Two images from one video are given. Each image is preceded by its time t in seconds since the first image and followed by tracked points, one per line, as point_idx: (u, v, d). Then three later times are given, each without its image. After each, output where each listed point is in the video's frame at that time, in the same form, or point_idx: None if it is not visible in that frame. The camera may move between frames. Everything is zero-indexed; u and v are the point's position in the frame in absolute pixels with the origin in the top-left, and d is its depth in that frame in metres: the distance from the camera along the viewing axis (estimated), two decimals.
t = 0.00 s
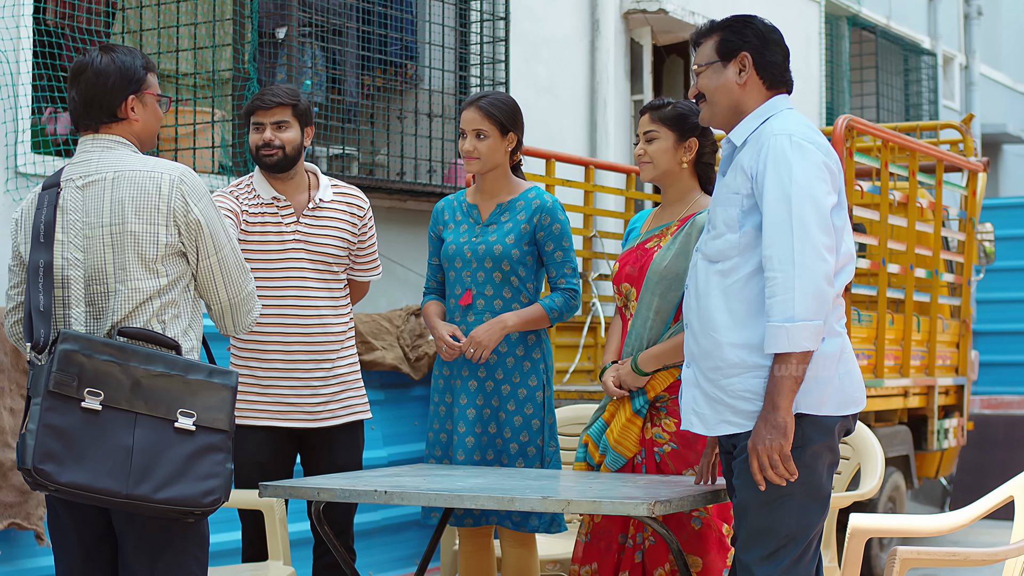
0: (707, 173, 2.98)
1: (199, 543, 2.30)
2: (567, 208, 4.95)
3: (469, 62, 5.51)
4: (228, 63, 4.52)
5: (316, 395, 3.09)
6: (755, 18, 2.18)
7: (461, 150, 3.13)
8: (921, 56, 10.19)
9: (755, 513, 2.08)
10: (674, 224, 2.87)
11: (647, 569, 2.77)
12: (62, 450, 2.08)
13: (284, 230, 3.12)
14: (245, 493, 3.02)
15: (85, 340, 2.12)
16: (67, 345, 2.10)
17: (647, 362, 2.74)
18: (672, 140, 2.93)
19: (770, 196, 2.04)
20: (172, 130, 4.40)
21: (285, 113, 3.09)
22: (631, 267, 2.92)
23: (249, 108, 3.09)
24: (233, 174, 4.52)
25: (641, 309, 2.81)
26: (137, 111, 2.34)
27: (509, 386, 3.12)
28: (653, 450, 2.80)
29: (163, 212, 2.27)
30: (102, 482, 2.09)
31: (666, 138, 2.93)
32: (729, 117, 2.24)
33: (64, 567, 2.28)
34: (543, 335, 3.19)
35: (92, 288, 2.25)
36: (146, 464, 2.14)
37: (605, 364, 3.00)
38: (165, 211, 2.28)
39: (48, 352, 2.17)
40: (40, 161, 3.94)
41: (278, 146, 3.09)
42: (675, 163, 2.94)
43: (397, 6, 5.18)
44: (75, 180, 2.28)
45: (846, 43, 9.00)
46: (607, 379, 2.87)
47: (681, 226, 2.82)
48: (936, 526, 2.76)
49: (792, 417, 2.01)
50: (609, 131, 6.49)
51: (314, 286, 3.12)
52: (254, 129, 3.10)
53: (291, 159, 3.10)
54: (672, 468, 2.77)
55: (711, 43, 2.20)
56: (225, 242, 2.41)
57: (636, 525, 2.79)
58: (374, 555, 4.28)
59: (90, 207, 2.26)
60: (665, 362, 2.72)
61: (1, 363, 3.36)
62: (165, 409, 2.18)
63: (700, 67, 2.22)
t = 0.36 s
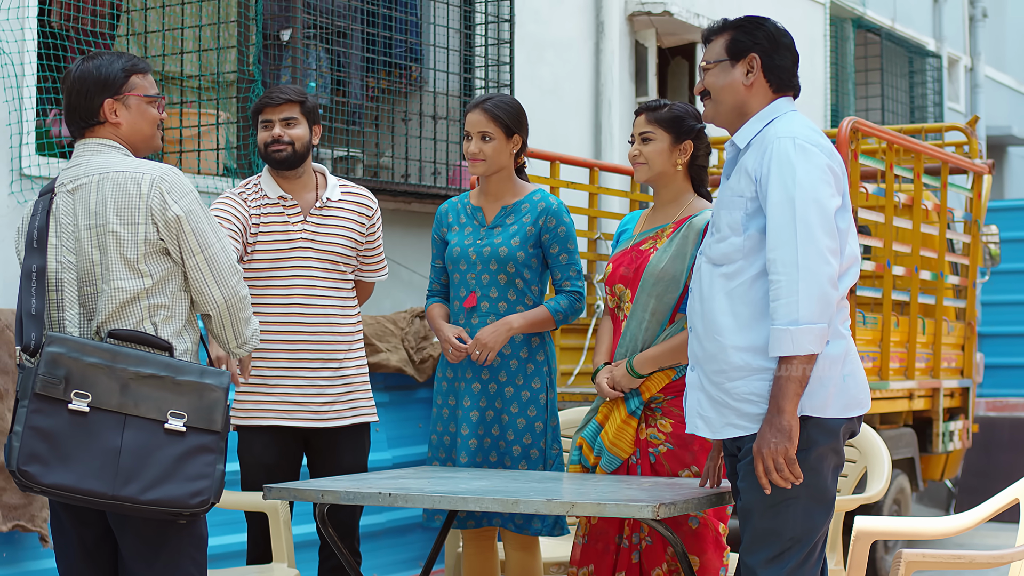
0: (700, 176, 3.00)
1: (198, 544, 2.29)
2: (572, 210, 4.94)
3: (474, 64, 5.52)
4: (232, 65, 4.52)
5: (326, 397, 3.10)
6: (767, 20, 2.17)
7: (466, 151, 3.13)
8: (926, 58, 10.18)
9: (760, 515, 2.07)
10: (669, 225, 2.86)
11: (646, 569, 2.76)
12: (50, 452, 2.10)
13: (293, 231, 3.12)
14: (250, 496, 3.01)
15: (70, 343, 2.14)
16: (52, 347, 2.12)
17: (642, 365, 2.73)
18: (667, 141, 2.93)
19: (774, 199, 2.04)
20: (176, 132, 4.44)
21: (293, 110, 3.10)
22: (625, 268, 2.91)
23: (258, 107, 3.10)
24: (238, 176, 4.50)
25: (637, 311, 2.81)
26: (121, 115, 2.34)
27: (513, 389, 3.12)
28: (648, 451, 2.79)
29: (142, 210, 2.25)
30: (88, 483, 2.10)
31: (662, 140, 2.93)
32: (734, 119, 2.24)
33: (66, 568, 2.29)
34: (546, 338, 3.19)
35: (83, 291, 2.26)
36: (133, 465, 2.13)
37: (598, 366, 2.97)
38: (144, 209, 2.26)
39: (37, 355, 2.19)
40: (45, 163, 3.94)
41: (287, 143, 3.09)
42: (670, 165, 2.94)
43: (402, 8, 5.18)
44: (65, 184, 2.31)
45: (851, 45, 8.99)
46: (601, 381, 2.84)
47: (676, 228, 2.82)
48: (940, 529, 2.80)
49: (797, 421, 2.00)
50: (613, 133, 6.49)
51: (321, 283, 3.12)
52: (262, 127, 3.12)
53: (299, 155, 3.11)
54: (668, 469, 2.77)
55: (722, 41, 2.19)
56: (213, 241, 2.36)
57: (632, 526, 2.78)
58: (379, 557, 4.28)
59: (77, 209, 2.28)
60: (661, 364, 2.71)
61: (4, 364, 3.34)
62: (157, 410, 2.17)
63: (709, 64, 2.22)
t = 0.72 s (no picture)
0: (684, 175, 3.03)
1: (181, 545, 2.25)
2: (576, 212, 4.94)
3: (479, 66, 5.51)
4: (238, 67, 4.53)
5: (335, 400, 3.11)
6: (775, 22, 2.17)
7: (471, 154, 3.12)
8: (932, 60, 10.17)
9: (765, 517, 2.07)
10: (660, 228, 2.87)
11: (647, 570, 2.77)
12: (17, 442, 2.12)
13: (299, 234, 3.11)
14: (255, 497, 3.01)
15: (41, 332, 2.17)
16: (24, 337, 2.17)
17: (641, 369, 2.71)
18: (658, 142, 2.94)
19: (779, 201, 2.03)
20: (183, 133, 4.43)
21: (300, 109, 3.12)
22: (619, 273, 2.92)
23: (266, 108, 3.11)
24: (243, 178, 4.52)
25: (635, 314, 2.80)
26: (132, 117, 2.34)
27: (517, 391, 3.11)
28: (648, 452, 2.79)
29: (110, 204, 2.24)
30: (47, 472, 2.10)
31: (654, 140, 2.94)
32: (739, 119, 2.23)
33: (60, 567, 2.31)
34: (551, 340, 3.19)
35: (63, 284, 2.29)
36: (94, 456, 2.12)
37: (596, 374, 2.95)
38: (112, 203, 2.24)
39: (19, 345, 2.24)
40: (50, 165, 3.94)
41: (296, 141, 3.09)
42: (662, 165, 2.95)
43: (407, 9, 5.18)
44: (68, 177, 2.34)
45: (857, 46, 8.98)
46: (602, 392, 2.82)
47: (668, 230, 2.83)
48: (946, 531, 2.81)
49: (801, 423, 2.00)
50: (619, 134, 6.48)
51: (329, 283, 3.12)
52: (270, 128, 3.12)
53: (309, 154, 3.11)
54: (669, 470, 2.77)
55: (728, 41, 2.19)
56: (168, 236, 2.24)
57: (633, 528, 2.78)
58: (384, 559, 4.27)
59: (68, 208, 2.32)
60: (659, 367, 2.70)
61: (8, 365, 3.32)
62: (126, 403, 2.16)
63: (715, 64, 2.21)
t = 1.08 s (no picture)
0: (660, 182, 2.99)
1: (155, 560, 2.20)
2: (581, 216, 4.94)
3: (484, 69, 5.54)
4: (243, 70, 4.52)
5: (329, 404, 3.08)
6: (779, 25, 2.17)
7: (472, 158, 3.12)
8: (937, 63, 10.17)
9: (773, 521, 2.06)
10: (641, 236, 2.86)
11: None
12: None
13: (298, 239, 3.11)
14: (260, 501, 3.01)
15: (24, 336, 2.16)
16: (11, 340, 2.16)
17: (647, 378, 2.71)
18: (631, 157, 2.92)
19: (787, 204, 2.03)
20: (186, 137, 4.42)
21: (308, 117, 3.11)
22: (609, 287, 2.89)
23: (273, 112, 3.10)
24: (248, 182, 4.52)
25: (630, 324, 2.80)
26: (153, 115, 2.34)
27: (522, 395, 3.11)
28: (656, 457, 2.78)
29: (91, 204, 2.26)
30: (15, 476, 2.08)
31: (626, 156, 2.92)
32: (744, 123, 2.23)
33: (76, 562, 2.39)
34: (555, 344, 3.19)
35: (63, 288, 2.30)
36: (60, 462, 2.09)
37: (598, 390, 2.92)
38: (92, 203, 2.26)
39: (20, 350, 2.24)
40: (55, 169, 3.94)
41: (301, 149, 3.10)
42: (635, 179, 2.93)
43: (411, 13, 5.19)
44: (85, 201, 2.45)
45: (862, 50, 8.98)
46: (607, 403, 2.80)
47: (651, 236, 2.82)
48: (953, 535, 2.81)
49: (811, 427, 1.99)
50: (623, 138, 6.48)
51: (326, 291, 3.11)
52: (276, 133, 3.11)
53: (314, 163, 3.12)
54: (679, 475, 2.75)
55: (733, 45, 2.18)
56: (117, 229, 2.17)
57: (643, 535, 2.77)
58: (390, 563, 4.27)
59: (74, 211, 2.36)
60: (665, 374, 2.70)
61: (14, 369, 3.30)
62: (96, 409, 2.13)
63: (721, 68, 2.20)
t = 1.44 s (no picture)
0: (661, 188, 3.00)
1: None
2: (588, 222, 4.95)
3: (490, 75, 5.57)
4: (249, 77, 4.50)
5: (333, 411, 3.07)
6: (794, 33, 2.16)
7: (478, 161, 3.11)
8: (943, 70, 10.17)
9: (784, 528, 2.05)
10: (644, 243, 2.84)
11: None
12: (8, 467, 2.11)
13: (304, 246, 3.12)
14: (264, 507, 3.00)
15: (34, 354, 2.16)
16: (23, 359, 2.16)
17: (642, 385, 2.71)
18: (636, 161, 2.92)
19: (803, 213, 2.01)
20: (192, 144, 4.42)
21: (320, 125, 3.12)
22: (609, 292, 2.87)
23: (284, 120, 3.10)
24: (253, 188, 4.52)
25: (628, 331, 2.79)
26: (188, 109, 2.32)
27: (527, 401, 3.11)
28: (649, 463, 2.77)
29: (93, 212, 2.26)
30: (27, 502, 2.09)
31: (632, 159, 2.92)
32: (758, 131, 2.22)
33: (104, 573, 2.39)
34: (560, 350, 3.18)
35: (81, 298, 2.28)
36: (70, 487, 2.08)
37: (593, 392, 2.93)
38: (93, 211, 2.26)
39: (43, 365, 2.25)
40: (61, 175, 3.94)
41: (314, 158, 3.11)
42: (640, 183, 2.94)
43: (418, 19, 5.20)
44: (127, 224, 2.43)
45: (867, 56, 8.98)
46: (601, 409, 2.80)
47: (652, 243, 2.81)
48: (959, 542, 2.83)
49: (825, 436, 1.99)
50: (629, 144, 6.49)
51: (332, 297, 3.10)
52: (289, 141, 3.12)
53: (326, 170, 3.13)
54: (670, 481, 2.74)
55: (748, 50, 2.17)
56: (105, 230, 2.15)
57: (636, 541, 2.76)
58: (395, 569, 4.26)
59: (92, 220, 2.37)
60: (660, 381, 2.71)
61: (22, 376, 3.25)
62: (99, 433, 2.09)
63: (736, 75, 2.18)
